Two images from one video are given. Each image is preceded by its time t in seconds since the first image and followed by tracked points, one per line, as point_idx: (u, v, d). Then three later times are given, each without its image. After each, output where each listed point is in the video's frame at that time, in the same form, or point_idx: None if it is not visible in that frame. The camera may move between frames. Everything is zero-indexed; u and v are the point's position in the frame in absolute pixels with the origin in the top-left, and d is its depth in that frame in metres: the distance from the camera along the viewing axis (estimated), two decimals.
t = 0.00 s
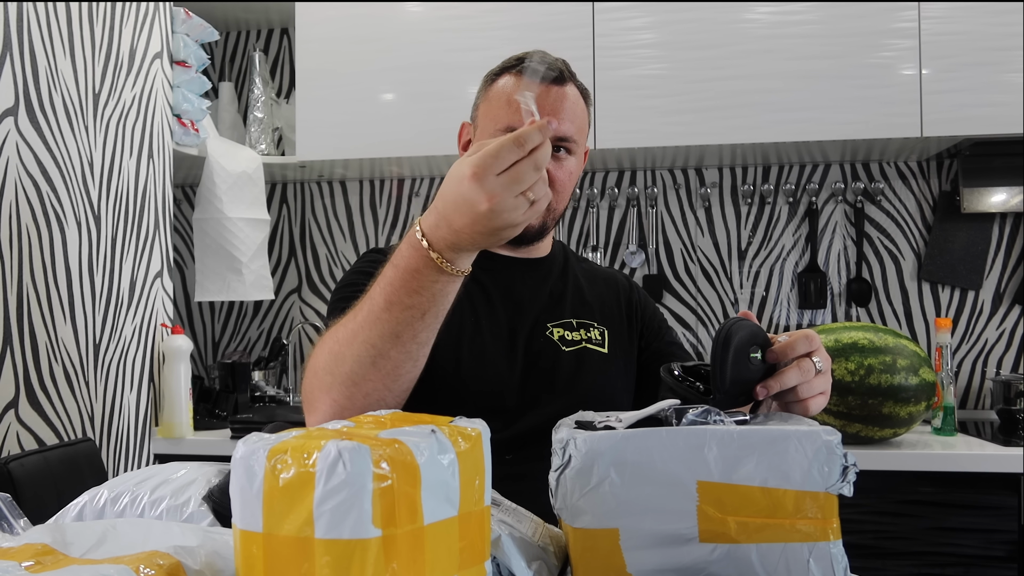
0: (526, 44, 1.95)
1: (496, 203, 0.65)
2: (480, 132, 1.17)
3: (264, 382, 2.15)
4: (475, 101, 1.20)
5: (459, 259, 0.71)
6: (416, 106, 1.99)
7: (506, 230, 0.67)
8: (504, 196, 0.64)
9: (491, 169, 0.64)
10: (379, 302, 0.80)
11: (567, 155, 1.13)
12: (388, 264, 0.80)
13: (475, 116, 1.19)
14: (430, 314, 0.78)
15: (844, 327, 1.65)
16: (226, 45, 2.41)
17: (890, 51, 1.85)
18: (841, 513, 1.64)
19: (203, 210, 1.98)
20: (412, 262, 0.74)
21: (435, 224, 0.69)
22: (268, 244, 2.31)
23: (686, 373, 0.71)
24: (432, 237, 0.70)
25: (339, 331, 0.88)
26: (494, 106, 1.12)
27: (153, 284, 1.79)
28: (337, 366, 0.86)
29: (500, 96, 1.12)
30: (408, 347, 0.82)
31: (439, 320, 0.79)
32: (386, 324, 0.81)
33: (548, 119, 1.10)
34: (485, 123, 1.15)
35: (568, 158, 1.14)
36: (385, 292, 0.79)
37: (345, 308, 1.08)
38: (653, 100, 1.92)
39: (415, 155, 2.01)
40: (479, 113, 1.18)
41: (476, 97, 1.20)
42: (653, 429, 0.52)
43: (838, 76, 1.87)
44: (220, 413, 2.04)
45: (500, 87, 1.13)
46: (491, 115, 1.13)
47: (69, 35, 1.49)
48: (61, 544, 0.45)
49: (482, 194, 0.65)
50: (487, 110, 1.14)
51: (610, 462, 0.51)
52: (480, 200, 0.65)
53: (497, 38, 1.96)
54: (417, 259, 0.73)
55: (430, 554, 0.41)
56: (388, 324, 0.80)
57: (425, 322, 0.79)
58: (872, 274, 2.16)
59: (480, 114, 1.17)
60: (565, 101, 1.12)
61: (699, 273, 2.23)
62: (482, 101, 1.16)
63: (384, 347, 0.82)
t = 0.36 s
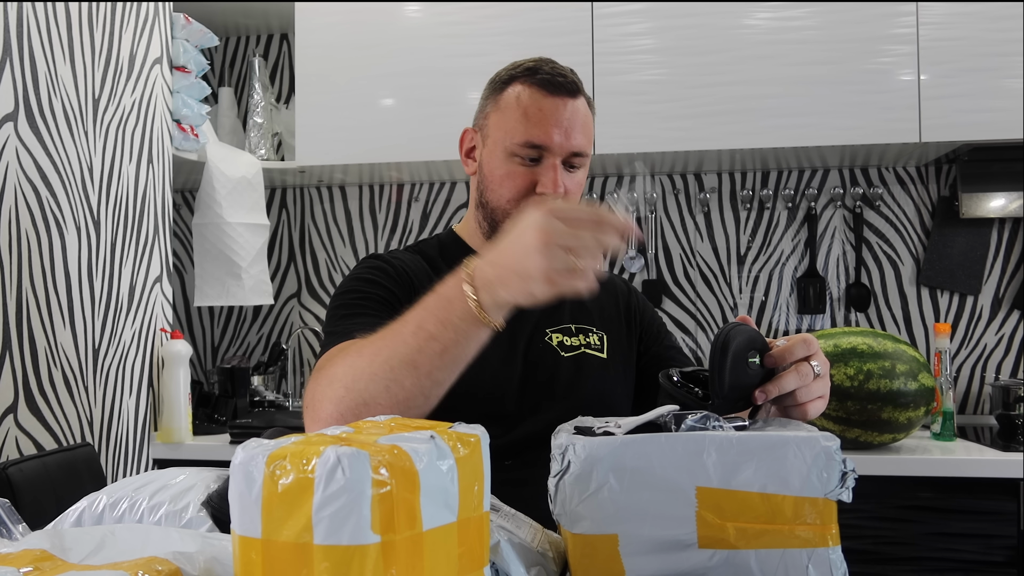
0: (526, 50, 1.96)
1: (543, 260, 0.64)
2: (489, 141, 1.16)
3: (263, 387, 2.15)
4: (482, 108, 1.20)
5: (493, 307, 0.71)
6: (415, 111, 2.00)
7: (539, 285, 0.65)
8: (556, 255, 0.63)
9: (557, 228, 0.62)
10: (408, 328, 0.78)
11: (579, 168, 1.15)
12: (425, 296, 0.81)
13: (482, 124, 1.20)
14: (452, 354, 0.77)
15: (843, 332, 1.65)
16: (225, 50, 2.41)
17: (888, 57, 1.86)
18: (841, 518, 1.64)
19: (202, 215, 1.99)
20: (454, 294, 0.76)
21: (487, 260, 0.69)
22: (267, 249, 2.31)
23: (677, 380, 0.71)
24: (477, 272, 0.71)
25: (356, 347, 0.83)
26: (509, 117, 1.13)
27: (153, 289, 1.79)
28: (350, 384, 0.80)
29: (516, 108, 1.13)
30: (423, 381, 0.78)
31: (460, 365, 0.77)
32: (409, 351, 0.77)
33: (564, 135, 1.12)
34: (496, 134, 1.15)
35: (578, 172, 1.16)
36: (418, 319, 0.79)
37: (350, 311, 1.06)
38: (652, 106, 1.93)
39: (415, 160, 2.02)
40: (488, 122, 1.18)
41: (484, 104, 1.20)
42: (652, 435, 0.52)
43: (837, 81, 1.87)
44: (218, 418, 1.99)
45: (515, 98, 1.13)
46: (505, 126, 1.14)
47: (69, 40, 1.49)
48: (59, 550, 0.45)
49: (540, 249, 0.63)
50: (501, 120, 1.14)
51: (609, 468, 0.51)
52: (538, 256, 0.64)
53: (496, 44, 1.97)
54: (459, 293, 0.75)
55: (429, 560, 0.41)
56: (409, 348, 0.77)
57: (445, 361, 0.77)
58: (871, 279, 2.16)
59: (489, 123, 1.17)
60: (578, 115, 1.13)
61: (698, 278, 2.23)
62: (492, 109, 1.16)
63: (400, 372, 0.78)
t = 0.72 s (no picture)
0: (526, 51, 1.96)
1: (621, 319, 0.70)
2: (498, 143, 1.16)
3: (263, 388, 2.15)
4: (490, 107, 1.20)
5: (552, 361, 0.77)
6: (416, 112, 2.00)
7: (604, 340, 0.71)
8: (633, 321, 0.69)
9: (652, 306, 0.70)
10: (469, 358, 0.84)
11: (586, 171, 1.15)
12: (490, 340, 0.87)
13: (490, 124, 1.19)
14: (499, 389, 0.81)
15: (844, 332, 1.65)
16: (226, 51, 2.41)
17: (889, 57, 1.85)
18: (842, 519, 1.64)
19: (203, 216, 1.99)
20: (521, 340, 0.81)
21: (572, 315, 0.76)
22: (268, 251, 2.31)
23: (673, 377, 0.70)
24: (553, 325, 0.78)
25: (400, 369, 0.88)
26: (518, 119, 1.13)
27: (153, 290, 1.79)
28: (394, 399, 0.84)
29: (526, 109, 1.12)
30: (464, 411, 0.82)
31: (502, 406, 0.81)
32: (460, 379, 0.82)
33: (573, 137, 1.11)
34: (504, 135, 1.15)
35: (586, 174, 1.16)
36: (478, 353, 0.84)
37: (361, 316, 1.06)
38: (653, 106, 1.92)
39: (415, 161, 2.01)
40: (495, 122, 1.17)
41: (491, 103, 1.19)
42: (650, 436, 0.52)
43: (837, 82, 1.87)
44: (220, 418, 2.02)
45: (523, 100, 1.13)
46: (514, 128, 1.13)
47: (69, 41, 1.49)
48: (56, 552, 0.45)
49: (627, 312, 0.70)
50: (509, 121, 1.14)
51: (608, 469, 0.51)
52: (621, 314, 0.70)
53: (496, 45, 1.97)
54: (526, 343, 0.80)
55: (426, 561, 0.41)
56: (460, 378, 0.82)
57: (491, 394, 0.81)
58: (872, 280, 2.16)
59: (497, 124, 1.17)
60: (588, 118, 1.13)
61: (699, 278, 2.23)
62: (500, 110, 1.16)
63: (448, 398, 0.82)
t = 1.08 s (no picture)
0: (528, 48, 1.96)
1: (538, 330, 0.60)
2: (504, 140, 1.16)
3: (264, 386, 2.15)
4: (498, 105, 1.20)
5: (476, 358, 0.71)
6: (417, 109, 1.99)
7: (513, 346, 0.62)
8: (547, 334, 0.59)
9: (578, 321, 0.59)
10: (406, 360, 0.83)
11: (592, 169, 1.15)
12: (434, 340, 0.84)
13: (497, 122, 1.19)
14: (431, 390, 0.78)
15: (846, 330, 1.65)
16: (227, 49, 2.41)
17: (892, 54, 1.85)
18: (843, 517, 1.64)
19: (204, 213, 1.99)
20: (452, 338, 0.77)
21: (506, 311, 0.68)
22: (269, 248, 2.31)
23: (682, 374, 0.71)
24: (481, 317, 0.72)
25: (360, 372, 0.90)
26: (523, 117, 1.13)
27: (154, 287, 1.79)
28: (345, 403, 0.87)
29: (531, 107, 1.12)
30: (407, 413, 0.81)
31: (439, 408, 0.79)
32: (397, 382, 0.82)
33: (578, 136, 1.11)
34: (510, 133, 1.15)
35: (592, 173, 1.16)
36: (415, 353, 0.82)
37: (354, 316, 1.06)
38: (655, 103, 1.92)
39: (417, 158, 2.01)
40: (502, 120, 1.17)
41: (499, 101, 1.19)
42: (653, 432, 0.51)
43: (839, 79, 1.87)
44: (221, 416, 2.02)
45: (530, 98, 1.13)
46: (520, 125, 1.13)
47: (71, 37, 1.49)
48: (58, 546, 0.45)
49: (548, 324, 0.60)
50: (515, 119, 1.14)
51: (610, 465, 0.51)
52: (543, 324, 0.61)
53: (498, 42, 1.97)
54: (455, 341, 0.76)
55: (428, 556, 0.41)
56: (397, 379, 0.81)
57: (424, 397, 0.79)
58: (874, 278, 2.16)
59: (503, 122, 1.17)
60: (595, 116, 1.13)
61: (700, 276, 2.22)
62: (507, 108, 1.16)
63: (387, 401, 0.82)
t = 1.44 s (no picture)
0: (526, 49, 1.96)
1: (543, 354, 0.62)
2: (498, 139, 1.17)
3: (263, 386, 2.15)
4: (492, 104, 1.20)
5: (478, 373, 0.73)
6: (416, 110, 2.00)
7: (518, 370, 0.64)
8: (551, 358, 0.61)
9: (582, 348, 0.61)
10: (409, 372, 0.83)
11: (587, 167, 1.15)
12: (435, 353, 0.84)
13: (491, 121, 1.19)
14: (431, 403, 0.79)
15: (844, 330, 1.65)
16: (226, 50, 2.41)
17: (889, 55, 1.85)
18: (841, 517, 1.64)
19: (203, 214, 1.99)
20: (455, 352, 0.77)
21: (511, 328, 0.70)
22: (269, 249, 2.31)
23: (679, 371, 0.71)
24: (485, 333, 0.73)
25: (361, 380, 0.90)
26: (517, 115, 1.13)
27: (153, 288, 1.79)
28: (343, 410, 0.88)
29: (525, 106, 1.13)
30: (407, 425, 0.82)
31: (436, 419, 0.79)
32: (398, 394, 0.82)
33: (572, 133, 1.11)
34: (504, 132, 1.15)
35: (586, 170, 1.16)
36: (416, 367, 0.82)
37: (352, 318, 1.07)
38: (653, 104, 1.92)
39: (415, 159, 2.01)
40: (496, 119, 1.17)
41: (493, 101, 1.19)
42: (651, 430, 0.52)
43: (837, 80, 1.87)
44: (220, 417, 2.01)
45: (523, 96, 1.13)
46: (514, 124, 1.14)
47: (70, 39, 1.49)
48: (57, 545, 0.45)
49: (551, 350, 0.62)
50: (509, 118, 1.14)
51: (608, 463, 0.51)
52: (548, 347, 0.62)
53: (497, 43, 1.97)
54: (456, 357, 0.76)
55: (427, 554, 0.41)
56: (398, 392, 0.82)
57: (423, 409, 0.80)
58: (872, 278, 2.16)
59: (498, 121, 1.17)
60: (588, 114, 1.13)
61: (699, 277, 2.23)
62: (501, 107, 1.16)
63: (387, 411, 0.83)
